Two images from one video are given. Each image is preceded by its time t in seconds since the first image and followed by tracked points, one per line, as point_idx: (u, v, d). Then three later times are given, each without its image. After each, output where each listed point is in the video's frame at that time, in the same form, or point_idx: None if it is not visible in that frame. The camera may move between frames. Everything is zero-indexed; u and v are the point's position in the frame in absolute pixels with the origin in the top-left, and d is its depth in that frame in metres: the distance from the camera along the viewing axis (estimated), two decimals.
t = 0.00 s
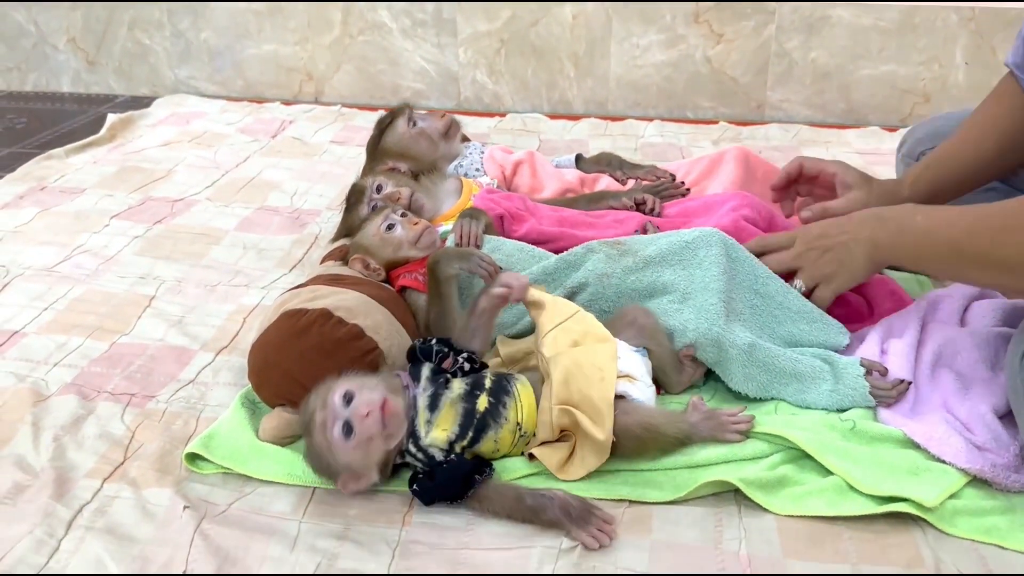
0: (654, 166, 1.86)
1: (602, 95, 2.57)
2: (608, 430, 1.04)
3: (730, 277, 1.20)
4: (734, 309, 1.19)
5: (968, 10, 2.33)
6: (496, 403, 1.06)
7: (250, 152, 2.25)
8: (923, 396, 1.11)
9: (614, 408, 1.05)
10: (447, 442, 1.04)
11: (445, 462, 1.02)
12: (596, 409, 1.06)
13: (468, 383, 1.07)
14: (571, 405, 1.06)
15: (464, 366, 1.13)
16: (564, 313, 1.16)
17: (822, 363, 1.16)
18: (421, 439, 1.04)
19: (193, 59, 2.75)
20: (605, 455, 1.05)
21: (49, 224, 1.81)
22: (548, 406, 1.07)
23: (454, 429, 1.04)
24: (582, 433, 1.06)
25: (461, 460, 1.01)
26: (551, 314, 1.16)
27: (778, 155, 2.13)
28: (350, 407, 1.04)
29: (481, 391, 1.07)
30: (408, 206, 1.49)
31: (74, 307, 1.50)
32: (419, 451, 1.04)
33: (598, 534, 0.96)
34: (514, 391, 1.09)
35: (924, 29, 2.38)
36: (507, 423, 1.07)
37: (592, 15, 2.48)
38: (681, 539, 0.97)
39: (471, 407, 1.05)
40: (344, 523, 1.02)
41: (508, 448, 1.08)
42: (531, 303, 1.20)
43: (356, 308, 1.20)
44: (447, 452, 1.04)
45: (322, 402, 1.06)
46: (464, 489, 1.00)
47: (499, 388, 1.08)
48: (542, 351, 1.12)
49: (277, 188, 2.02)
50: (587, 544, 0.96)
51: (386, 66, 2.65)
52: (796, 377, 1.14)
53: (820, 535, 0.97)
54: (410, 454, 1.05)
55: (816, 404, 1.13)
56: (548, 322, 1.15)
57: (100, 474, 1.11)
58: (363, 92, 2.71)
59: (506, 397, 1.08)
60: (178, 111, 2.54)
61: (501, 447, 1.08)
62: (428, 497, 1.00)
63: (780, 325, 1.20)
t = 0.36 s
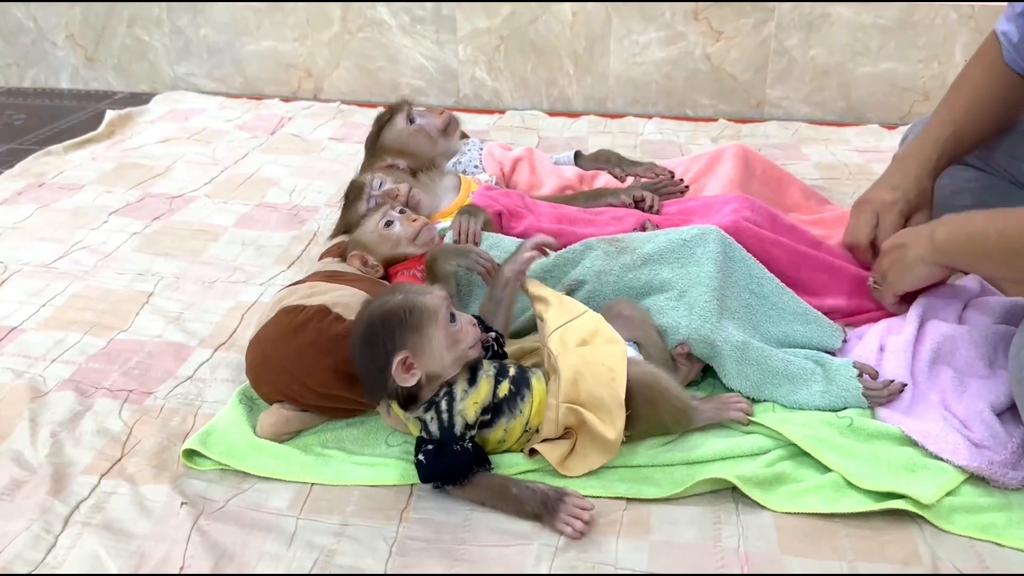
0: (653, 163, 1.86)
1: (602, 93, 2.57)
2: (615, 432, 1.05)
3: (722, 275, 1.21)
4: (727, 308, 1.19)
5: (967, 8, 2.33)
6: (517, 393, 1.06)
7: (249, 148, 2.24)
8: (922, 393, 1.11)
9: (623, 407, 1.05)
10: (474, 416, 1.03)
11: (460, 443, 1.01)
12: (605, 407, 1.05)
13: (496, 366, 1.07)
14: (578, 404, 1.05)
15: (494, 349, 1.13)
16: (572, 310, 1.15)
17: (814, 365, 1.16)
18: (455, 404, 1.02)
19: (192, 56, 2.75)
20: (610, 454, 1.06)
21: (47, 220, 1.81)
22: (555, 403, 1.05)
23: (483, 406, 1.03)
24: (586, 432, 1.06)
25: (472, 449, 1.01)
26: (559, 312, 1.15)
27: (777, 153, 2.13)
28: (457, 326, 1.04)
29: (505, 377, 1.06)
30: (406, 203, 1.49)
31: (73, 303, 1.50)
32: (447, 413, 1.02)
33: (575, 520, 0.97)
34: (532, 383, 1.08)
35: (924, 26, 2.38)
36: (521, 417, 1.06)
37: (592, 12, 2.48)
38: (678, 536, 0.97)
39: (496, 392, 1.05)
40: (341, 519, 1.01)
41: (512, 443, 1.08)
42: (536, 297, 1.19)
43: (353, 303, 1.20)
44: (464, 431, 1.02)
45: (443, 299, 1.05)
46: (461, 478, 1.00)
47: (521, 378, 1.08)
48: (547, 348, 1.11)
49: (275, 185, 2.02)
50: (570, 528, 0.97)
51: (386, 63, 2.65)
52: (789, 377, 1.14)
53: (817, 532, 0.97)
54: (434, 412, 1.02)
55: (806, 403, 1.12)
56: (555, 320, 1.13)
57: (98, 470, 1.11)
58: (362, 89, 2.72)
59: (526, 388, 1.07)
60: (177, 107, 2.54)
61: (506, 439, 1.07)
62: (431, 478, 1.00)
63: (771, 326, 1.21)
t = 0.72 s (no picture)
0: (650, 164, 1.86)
1: (599, 92, 2.57)
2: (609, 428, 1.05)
3: (719, 275, 1.21)
4: (724, 309, 1.19)
5: (964, 7, 2.33)
6: (490, 384, 1.05)
7: (246, 148, 2.24)
8: (918, 394, 1.11)
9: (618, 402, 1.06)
10: (436, 407, 1.03)
11: (422, 432, 1.02)
12: (602, 403, 1.05)
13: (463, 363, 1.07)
14: (572, 400, 1.05)
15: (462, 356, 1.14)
16: (562, 307, 1.14)
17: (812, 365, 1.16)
18: (414, 396, 1.03)
19: (189, 55, 2.74)
20: (606, 451, 1.06)
21: (44, 220, 1.81)
22: (549, 399, 1.04)
23: (447, 396, 1.03)
24: (581, 428, 1.05)
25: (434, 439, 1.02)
26: (550, 309, 1.14)
27: (774, 152, 2.13)
28: (405, 320, 1.10)
29: (475, 370, 1.06)
30: (402, 203, 1.49)
31: (69, 303, 1.50)
32: (406, 406, 1.03)
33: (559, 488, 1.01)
34: (507, 377, 1.07)
35: (921, 26, 2.38)
36: (497, 406, 1.04)
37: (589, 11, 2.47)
38: (675, 537, 0.97)
39: (466, 383, 1.04)
40: (337, 520, 1.01)
41: (498, 437, 1.06)
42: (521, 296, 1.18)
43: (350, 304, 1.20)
44: (428, 422, 1.02)
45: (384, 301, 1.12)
46: (429, 468, 1.01)
47: (493, 372, 1.07)
48: (539, 346, 1.10)
49: (272, 184, 2.01)
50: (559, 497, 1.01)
51: (383, 63, 2.65)
52: (787, 377, 1.13)
53: (814, 532, 0.97)
54: (395, 407, 1.04)
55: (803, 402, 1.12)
56: (547, 317, 1.13)
57: (94, 471, 1.11)
58: (359, 88, 2.73)
59: (500, 380, 1.06)
60: (174, 107, 2.53)
61: (490, 434, 1.05)
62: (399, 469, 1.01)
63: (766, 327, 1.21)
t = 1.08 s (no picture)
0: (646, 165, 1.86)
1: (595, 93, 2.57)
2: (609, 441, 1.05)
3: (707, 276, 1.24)
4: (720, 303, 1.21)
5: (960, 9, 2.33)
6: (482, 392, 1.06)
7: (241, 150, 2.24)
8: (915, 397, 1.11)
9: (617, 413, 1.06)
10: (428, 417, 1.04)
11: (416, 445, 1.01)
12: (600, 413, 1.05)
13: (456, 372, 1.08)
14: (571, 409, 1.05)
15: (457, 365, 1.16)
16: (568, 314, 1.15)
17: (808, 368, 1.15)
18: (405, 406, 1.04)
19: (185, 57, 2.74)
20: (600, 460, 1.06)
21: (39, 223, 1.80)
22: (546, 407, 1.04)
23: (438, 406, 1.04)
24: (579, 437, 1.06)
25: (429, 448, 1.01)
26: (557, 314, 1.15)
27: (769, 154, 2.13)
28: (386, 341, 1.08)
29: (468, 378, 1.07)
30: (399, 207, 1.48)
31: (64, 307, 1.50)
32: (398, 417, 1.04)
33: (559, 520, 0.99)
34: (500, 383, 1.08)
35: (916, 27, 2.38)
36: (491, 413, 1.06)
37: (585, 12, 2.47)
38: (671, 541, 0.97)
39: (457, 391, 1.05)
40: (332, 525, 1.01)
41: (493, 443, 1.07)
42: (529, 295, 1.19)
43: (346, 308, 1.20)
44: (421, 432, 1.03)
45: (365, 321, 1.10)
46: (427, 479, 1.00)
47: (487, 379, 1.08)
48: (542, 353, 1.11)
49: (268, 187, 2.01)
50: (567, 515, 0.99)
51: (379, 64, 2.65)
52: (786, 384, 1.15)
53: (809, 536, 0.97)
54: (388, 421, 1.05)
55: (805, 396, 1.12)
56: (551, 323, 1.13)
57: (88, 476, 1.11)
58: (355, 89, 2.72)
59: (493, 388, 1.07)
60: (169, 109, 2.53)
61: (485, 440, 1.07)
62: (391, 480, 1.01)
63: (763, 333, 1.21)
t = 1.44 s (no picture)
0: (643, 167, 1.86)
1: (592, 94, 2.57)
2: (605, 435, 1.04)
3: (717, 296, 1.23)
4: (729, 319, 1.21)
5: (956, 10, 2.34)
6: (478, 395, 1.07)
7: (238, 152, 2.23)
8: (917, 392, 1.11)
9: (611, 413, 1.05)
10: (433, 418, 1.04)
11: (421, 446, 1.02)
12: (594, 415, 1.05)
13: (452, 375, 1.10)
14: (564, 413, 1.05)
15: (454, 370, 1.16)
16: (549, 312, 1.15)
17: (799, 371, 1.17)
18: (409, 411, 1.05)
19: (182, 59, 2.74)
20: (600, 463, 1.05)
21: (35, 226, 1.80)
22: (539, 413, 1.05)
23: (441, 409, 1.05)
24: (574, 439, 1.05)
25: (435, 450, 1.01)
26: (536, 314, 1.15)
27: (766, 155, 2.13)
28: (413, 352, 1.05)
29: (463, 382, 1.08)
30: (396, 208, 1.48)
31: (61, 310, 1.49)
32: (402, 422, 1.04)
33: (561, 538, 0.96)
34: (495, 387, 1.09)
35: (913, 28, 2.38)
36: (488, 416, 1.07)
37: (582, 13, 2.47)
38: (668, 544, 0.97)
39: (456, 395, 1.06)
40: (329, 528, 1.01)
41: (490, 447, 1.08)
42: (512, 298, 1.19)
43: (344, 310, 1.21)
44: (423, 433, 1.04)
45: (401, 325, 1.07)
46: (435, 480, 1.00)
47: (482, 382, 1.09)
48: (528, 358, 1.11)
49: (265, 189, 2.01)
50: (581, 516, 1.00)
51: (376, 66, 2.64)
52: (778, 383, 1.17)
53: (806, 538, 0.97)
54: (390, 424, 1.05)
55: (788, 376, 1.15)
56: (534, 324, 1.13)
57: (85, 479, 1.10)
58: (353, 91, 2.71)
59: (488, 391, 1.08)
60: (167, 111, 2.53)
61: (482, 444, 1.07)
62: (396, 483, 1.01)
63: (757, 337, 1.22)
